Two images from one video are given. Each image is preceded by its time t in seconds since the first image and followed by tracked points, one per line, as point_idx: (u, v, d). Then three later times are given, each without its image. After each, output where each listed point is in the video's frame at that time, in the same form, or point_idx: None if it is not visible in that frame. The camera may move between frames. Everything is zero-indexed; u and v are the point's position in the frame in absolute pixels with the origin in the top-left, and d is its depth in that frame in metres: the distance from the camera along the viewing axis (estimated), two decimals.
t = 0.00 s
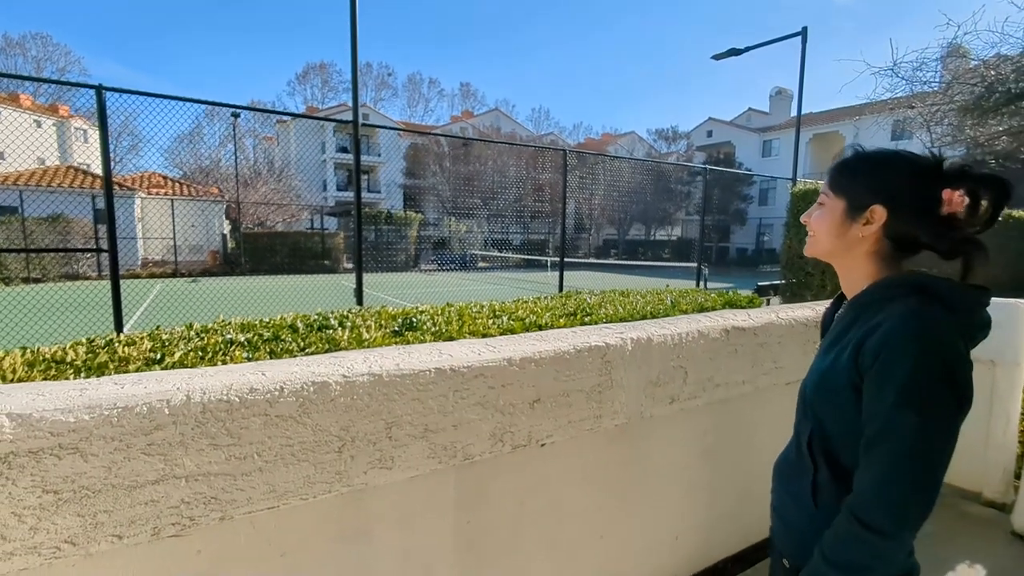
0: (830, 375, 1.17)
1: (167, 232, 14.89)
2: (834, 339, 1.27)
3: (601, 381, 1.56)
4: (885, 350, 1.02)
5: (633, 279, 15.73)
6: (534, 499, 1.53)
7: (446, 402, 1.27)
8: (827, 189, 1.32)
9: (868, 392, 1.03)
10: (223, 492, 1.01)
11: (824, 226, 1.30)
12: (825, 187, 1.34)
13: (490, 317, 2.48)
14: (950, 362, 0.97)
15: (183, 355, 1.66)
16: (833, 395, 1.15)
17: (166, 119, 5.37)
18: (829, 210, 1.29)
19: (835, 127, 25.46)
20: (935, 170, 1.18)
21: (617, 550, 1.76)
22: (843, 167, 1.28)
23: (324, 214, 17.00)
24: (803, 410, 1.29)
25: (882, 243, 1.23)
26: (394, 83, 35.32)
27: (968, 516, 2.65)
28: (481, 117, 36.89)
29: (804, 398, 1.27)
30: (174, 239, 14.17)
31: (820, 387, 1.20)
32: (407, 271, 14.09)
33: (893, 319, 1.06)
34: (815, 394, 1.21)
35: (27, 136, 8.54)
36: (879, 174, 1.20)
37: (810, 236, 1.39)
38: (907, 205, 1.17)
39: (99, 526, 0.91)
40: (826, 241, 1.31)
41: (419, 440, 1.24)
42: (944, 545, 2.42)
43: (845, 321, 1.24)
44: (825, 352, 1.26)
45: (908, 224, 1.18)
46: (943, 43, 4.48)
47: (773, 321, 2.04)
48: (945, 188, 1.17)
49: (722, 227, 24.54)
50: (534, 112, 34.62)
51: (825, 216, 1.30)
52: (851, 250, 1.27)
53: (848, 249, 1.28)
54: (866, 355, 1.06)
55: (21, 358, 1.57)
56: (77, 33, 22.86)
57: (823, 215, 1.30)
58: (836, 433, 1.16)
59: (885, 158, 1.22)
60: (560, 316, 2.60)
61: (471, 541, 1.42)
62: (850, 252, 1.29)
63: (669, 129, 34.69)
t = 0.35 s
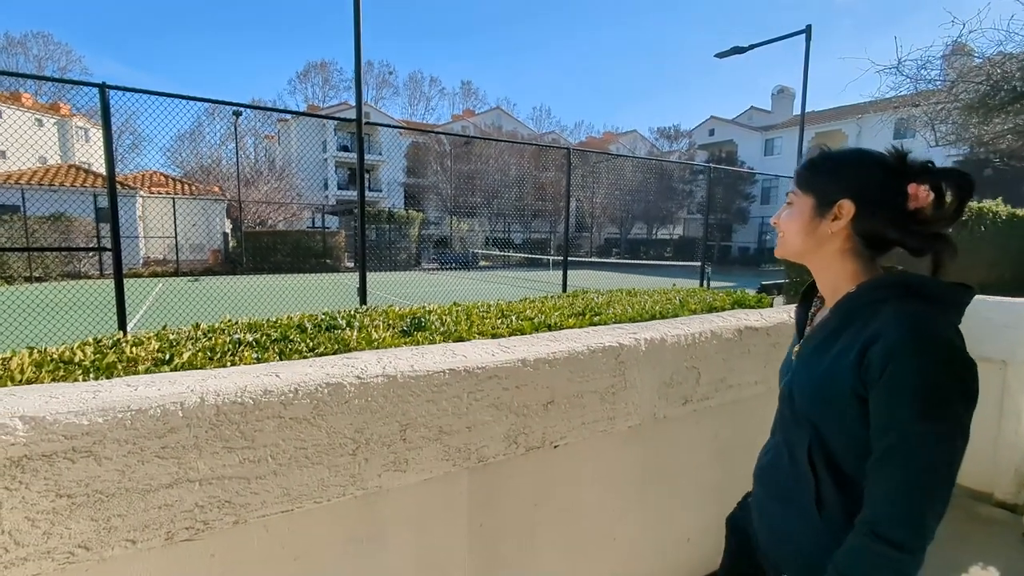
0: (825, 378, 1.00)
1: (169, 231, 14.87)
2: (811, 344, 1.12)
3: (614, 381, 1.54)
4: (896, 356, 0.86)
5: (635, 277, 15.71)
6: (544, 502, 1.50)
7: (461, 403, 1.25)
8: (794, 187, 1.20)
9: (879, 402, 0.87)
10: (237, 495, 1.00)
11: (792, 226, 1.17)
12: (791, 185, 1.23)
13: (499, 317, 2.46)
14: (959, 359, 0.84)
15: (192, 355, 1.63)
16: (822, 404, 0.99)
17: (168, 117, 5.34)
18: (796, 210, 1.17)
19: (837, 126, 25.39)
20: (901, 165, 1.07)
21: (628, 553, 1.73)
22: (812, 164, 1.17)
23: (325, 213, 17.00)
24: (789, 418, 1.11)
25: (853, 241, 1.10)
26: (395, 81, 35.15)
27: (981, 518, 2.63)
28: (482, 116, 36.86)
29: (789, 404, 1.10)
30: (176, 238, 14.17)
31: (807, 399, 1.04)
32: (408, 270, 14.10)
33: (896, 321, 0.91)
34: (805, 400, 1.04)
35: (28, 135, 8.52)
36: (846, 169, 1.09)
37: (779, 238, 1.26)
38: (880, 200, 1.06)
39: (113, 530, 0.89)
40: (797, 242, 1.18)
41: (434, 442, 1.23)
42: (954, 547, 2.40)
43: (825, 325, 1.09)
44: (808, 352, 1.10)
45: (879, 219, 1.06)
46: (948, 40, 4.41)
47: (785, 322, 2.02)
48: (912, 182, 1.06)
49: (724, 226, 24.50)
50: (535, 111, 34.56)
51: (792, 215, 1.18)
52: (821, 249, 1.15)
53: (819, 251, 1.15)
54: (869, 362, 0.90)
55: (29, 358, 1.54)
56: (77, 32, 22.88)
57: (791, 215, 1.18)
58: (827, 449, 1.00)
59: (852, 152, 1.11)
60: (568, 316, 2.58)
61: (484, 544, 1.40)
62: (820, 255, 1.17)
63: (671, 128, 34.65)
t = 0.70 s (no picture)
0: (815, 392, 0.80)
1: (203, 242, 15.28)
2: (772, 360, 0.93)
3: (658, 398, 1.46)
4: (907, 361, 0.72)
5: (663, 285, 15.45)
6: (580, 526, 1.41)
7: (500, 421, 1.19)
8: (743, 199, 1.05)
9: (892, 413, 0.72)
10: (270, 518, 0.95)
11: (746, 237, 1.01)
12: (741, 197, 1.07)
13: (531, 328, 2.39)
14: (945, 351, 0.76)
15: (224, 368, 1.60)
16: (808, 427, 0.80)
17: (204, 130, 5.47)
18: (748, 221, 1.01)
19: (872, 129, 24.65)
20: (851, 173, 0.93)
21: None
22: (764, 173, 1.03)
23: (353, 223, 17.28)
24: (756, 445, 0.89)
25: (803, 254, 0.94)
26: (421, 92, 35.80)
27: None
28: (507, 125, 37.08)
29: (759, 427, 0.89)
30: (210, 248, 14.59)
31: (785, 422, 0.83)
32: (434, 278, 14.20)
33: (888, 323, 0.77)
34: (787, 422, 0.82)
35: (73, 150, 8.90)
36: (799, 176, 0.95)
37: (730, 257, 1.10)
38: (832, 209, 0.91)
39: (144, 554, 0.86)
40: (750, 257, 1.01)
41: (471, 462, 1.17)
42: (1007, 549, 2.18)
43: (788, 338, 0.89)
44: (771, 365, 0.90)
45: (833, 231, 0.91)
46: (989, 40, 4.74)
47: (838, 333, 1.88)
48: (860, 190, 0.91)
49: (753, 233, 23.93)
50: (559, 120, 34.58)
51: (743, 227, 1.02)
52: (776, 263, 0.98)
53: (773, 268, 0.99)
54: (872, 370, 0.74)
55: (66, 370, 1.54)
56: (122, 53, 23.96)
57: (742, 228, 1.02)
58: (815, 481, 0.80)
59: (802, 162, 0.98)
60: (603, 327, 2.49)
61: (521, 569, 1.32)
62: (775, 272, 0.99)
63: (697, 134, 34.21)
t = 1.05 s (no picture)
0: (811, 394, 0.80)
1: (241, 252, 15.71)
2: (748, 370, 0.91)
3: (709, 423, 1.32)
4: (889, 356, 0.77)
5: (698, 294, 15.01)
6: (622, 563, 1.28)
7: (537, 449, 1.08)
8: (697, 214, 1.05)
9: (878, 402, 0.76)
10: (288, 556, 0.87)
11: (706, 250, 1.00)
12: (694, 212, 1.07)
13: (567, 343, 2.27)
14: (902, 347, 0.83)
15: (249, 385, 1.53)
16: (807, 431, 0.79)
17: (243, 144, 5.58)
18: (707, 235, 1.01)
19: (918, 132, 23.54)
20: (795, 181, 0.98)
21: None
22: (714, 187, 1.03)
23: (385, 233, 17.47)
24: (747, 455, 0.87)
25: (767, 265, 0.96)
26: (452, 105, 36.33)
27: None
28: (536, 135, 37.10)
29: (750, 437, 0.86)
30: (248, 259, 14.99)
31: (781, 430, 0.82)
32: (464, 288, 14.19)
33: (865, 324, 0.81)
34: (783, 427, 0.81)
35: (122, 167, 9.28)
36: (753, 188, 0.97)
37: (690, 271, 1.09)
38: (786, 216, 0.95)
39: None
40: (714, 272, 1.01)
41: (506, 494, 1.06)
42: None
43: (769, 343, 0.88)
44: (757, 372, 0.87)
45: (792, 238, 0.94)
46: None
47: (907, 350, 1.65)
48: (807, 196, 0.95)
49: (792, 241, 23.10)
50: (589, 128, 34.40)
51: (704, 243, 1.01)
52: (739, 276, 0.98)
53: (738, 280, 0.99)
54: (862, 364, 0.77)
55: (93, 387, 1.51)
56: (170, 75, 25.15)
57: (701, 241, 1.02)
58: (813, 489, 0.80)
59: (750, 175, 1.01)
60: (643, 342, 2.34)
61: None
62: (738, 284, 1.00)
63: (731, 141, 33.44)
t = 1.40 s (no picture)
0: (843, 404, 0.87)
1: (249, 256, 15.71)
2: (776, 390, 0.89)
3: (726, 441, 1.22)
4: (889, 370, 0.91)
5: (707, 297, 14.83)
6: None
7: (539, 472, 0.98)
8: (702, 225, 0.93)
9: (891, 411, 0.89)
10: None
11: (730, 268, 0.89)
12: (694, 224, 0.95)
13: (573, 350, 2.17)
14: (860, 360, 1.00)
15: (236, 397, 1.45)
16: (838, 438, 0.87)
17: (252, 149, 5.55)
18: (729, 249, 0.90)
19: (931, 132, 23.20)
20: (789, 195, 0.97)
21: None
22: (719, 194, 0.94)
23: (392, 237, 17.47)
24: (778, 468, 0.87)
25: (783, 282, 0.93)
26: (459, 108, 36.39)
27: None
28: (543, 138, 37.02)
29: (787, 453, 0.87)
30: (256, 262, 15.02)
31: (818, 440, 0.86)
32: (471, 291, 14.12)
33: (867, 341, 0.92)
34: (819, 438, 0.86)
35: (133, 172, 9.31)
36: (766, 200, 0.92)
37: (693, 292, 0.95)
38: (799, 232, 0.93)
39: None
40: (737, 291, 0.90)
41: (505, 522, 0.96)
42: None
43: (799, 359, 0.90)
44: (790, 387, 0.88)
45: (805, 254, 0.93)
46: None
47: (938, 358, 1.53)
48: (805, 207, 0.96)
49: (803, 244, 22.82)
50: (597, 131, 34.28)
51: (726, 258, 0.90)
52: (763, 294, 0.91)
53: (759, 297, 0.91)
54: (876, 376, 0.89)
55: (72, 399, 1.43)
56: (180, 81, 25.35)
57: (721, 258, 0.90)
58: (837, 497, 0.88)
59: (754, 185, 0.95)
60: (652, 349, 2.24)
61: None
62: (757, 302, 0.92)
63: (740, 142, 33.15)
